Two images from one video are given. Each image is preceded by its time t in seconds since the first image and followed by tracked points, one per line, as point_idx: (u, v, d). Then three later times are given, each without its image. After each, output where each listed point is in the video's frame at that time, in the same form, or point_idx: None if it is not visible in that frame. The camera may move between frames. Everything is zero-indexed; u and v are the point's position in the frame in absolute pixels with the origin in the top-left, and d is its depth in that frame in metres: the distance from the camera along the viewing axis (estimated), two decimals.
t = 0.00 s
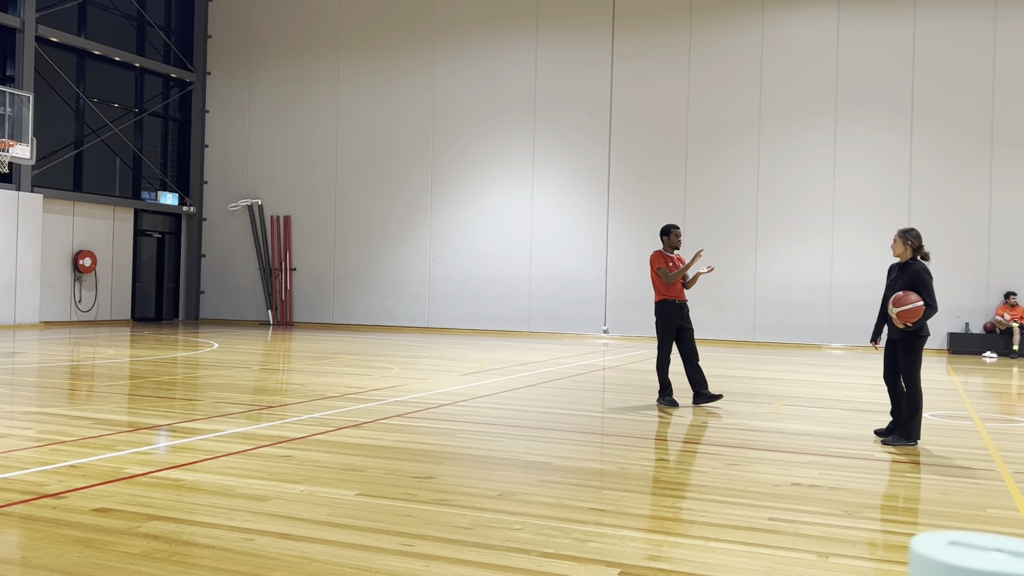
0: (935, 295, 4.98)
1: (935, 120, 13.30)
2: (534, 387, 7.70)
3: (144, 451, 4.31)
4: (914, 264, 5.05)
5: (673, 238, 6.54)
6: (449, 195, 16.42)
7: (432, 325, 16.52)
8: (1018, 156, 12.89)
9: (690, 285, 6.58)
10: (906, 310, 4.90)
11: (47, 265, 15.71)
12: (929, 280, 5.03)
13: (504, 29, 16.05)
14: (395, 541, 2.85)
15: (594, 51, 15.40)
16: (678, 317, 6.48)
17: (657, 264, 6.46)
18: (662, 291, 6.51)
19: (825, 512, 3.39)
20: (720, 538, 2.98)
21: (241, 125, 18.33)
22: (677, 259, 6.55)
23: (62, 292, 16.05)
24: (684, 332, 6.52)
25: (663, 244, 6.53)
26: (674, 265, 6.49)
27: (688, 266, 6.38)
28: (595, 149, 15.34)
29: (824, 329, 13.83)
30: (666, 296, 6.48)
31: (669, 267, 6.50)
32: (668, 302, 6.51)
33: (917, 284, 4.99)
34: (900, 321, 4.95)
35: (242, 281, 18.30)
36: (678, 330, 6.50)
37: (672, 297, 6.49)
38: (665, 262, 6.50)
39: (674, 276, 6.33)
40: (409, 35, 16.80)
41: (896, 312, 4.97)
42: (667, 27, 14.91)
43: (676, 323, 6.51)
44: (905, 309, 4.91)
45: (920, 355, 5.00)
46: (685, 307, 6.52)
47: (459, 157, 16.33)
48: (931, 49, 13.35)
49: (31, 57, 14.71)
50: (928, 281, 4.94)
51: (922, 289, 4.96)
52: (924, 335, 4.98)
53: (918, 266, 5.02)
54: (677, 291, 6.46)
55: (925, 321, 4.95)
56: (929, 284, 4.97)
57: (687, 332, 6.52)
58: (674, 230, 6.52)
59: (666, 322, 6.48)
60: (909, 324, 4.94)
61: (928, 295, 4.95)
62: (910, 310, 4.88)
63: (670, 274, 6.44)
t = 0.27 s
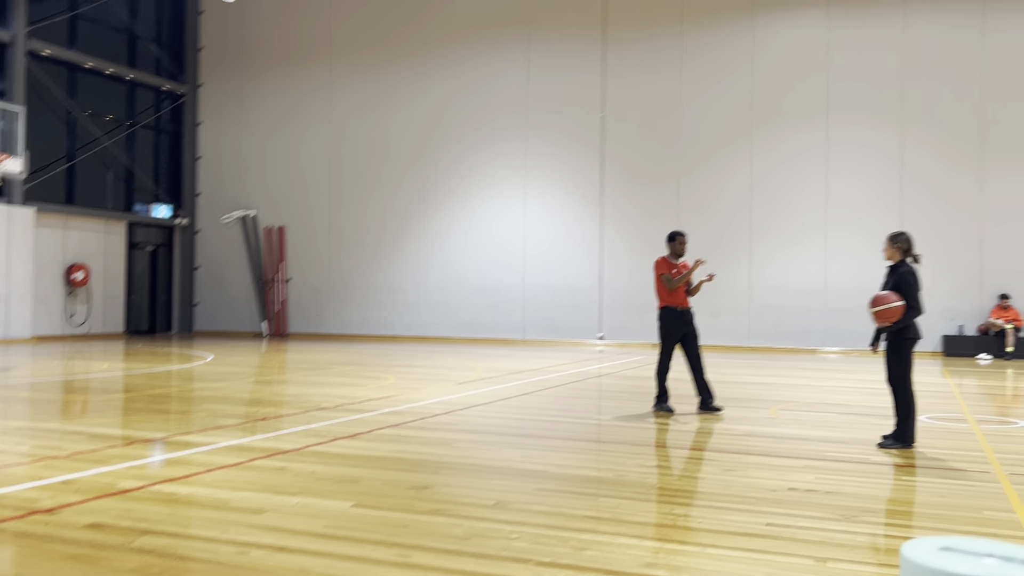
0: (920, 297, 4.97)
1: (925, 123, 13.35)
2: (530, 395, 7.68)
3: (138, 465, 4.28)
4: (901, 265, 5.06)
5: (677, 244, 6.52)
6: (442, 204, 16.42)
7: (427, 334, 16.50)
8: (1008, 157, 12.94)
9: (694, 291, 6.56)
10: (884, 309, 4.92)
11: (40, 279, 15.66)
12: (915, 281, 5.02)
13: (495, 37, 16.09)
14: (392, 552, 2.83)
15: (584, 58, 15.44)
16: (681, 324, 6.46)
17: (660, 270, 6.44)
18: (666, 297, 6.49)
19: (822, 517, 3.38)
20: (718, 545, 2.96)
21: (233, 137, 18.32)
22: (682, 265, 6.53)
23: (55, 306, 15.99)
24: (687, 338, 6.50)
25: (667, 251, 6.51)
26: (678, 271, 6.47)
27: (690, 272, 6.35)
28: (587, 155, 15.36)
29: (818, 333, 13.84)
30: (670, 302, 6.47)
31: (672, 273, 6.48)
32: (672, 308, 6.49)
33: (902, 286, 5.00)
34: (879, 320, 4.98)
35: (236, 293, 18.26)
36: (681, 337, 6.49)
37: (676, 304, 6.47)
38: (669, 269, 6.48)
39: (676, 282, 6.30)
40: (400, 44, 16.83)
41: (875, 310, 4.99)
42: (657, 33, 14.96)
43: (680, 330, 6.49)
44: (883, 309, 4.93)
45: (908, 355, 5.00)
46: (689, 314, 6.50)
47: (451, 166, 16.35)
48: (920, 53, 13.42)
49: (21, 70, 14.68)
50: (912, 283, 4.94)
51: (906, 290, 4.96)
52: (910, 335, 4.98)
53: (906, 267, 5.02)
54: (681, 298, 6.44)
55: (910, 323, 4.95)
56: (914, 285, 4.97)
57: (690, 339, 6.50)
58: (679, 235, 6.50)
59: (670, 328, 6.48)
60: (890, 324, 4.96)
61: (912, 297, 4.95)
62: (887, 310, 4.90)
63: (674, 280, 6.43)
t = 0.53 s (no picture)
0: (912, 295, 4.96)
1: (919, 122, 13.38)
2: (530, 400, 7.67)
3: (137, 476, 4.27)
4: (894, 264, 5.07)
5: (692, 246, 6.52)
6: (439, 210, 16.42)
7: (426, 341, 16.48)
8: (1004, 155, 12.96)
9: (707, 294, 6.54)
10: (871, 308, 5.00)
11: (37, 291, 15.64)
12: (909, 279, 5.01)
13: (489, 43, 16.11)
14: (393, 559, 2.82)
15: (579, 63, 15.46)
16: (693, 326, 6.46)
17: (673, 271, 6.44)
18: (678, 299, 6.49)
19: (824, 516, 3.37)
20: (721, 546, 2.96)
21: (229, 146, 18.32)
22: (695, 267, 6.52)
23: (53, 319, 15.95)
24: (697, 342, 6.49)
25: (681, 253, 6.51)
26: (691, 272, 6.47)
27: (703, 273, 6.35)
28: (583, 159, 15.37)
29: (817, 333, 13.84)
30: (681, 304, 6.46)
31: (685, 275, 6.48)
32: (683, 310, 6.47)
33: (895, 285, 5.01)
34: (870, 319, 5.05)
35: (234, 302, 18.25)
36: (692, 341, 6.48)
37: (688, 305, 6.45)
38: (682, 270, 6.48)
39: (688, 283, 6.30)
40: (395, 52, 16.86)
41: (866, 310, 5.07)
42: (651, 37, 14.99)
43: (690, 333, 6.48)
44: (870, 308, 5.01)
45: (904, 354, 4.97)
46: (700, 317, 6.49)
47: (447, 172, 16.35)
48: (914, 52, 13.45)
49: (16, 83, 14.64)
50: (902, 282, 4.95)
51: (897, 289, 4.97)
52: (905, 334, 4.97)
53: (899, 266, 5.03)
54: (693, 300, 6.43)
55: (903, 321, 4.95)
56: (906, 284, 4.97)
57: (701, 343, 6.49)
58: (694, 237, 6.50)
59: (681, 330, 6.46)
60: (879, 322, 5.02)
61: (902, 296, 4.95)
62: (872, 308, 4.98)
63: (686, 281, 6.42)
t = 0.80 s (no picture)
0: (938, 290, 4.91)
1: (949, 115, 13.21)
2: (559, 401, 7.67)
3: (173, 481, 4.32)
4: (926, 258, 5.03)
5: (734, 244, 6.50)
6: (465, 213, 16.46)
7: (455, 343, 16.53)
8: None
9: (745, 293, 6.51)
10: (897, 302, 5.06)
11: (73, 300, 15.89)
12: (939, 272, 4.96)
13: (512, 45, 16.14)
14: (428, 560, 2.83)
15: (603, 63, 15.45)
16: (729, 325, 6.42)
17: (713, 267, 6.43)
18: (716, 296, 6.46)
19: (861, 514, 3.34)
20: (756, 546, 2.93)
21: (257, 154, 18.51)
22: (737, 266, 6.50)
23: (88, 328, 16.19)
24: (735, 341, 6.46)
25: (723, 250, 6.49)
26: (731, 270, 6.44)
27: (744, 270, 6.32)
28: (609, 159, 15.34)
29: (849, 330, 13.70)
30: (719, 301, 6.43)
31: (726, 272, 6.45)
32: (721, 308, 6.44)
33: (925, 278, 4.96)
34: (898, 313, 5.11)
35: (265, 309, 18.43)
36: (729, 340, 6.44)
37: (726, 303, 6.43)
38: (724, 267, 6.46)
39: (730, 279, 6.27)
40: (418, 56, 16.93)
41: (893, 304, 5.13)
42: (675, 35, 14.93)
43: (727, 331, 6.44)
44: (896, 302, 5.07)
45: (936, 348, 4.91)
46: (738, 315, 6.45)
47: (473, 174, 16.39)
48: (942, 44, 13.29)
49: (49, 98, 14.87)
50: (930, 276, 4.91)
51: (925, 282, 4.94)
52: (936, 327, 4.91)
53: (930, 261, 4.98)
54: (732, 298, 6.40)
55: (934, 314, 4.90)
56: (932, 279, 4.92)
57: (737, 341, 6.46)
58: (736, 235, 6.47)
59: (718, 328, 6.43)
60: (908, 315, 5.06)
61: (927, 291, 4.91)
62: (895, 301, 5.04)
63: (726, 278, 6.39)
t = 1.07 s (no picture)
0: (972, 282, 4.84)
1: (982, 103, 12.99)
2: (590, 399, 7.66)
3: (209, 484, 4.38)
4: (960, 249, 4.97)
5: (768, 239, 6.45)
6: (493, 214, 16.46)
7: (484, 344, 16.55)
8: None
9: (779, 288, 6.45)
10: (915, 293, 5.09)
11: (107, 307, 16.13)
12: (972, 264, 4.89)
13: (536, 45, 16.12)
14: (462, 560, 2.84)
15: (628, 60, 15.38)
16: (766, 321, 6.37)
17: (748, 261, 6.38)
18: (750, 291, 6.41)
19: (899, 509, 3.30)
20: (792, 542, 2.91)
21: (285, 160, 18.66)
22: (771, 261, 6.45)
23: (123, 334, 16.43)
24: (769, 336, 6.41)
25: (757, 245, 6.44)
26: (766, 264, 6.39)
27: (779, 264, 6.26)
28: (636, 157, 15.27)
29: (883, 323, 13.53)
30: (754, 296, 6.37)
31: (760, 267, 6.40)
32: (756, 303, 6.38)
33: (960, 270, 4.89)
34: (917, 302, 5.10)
35: (295, 312, 18.58)
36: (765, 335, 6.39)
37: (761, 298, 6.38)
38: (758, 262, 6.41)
39: (765, 272, 6.22)
40: (443, 57, 16.97)
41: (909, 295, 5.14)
42: (700, 30, 14.83)
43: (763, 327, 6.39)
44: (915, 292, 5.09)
45: (971, 340, 4.83)
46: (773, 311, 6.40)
47: (499, 174, 16.40)
48: (974, 31, 13.07)
49: (81, 108, 15.09)
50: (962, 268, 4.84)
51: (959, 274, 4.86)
52: (970, 320, 4.84)
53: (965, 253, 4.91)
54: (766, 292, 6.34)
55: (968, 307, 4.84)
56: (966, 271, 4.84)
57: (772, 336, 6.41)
58: (771, 230, 6.43)
59: (753, 323, 6.38)
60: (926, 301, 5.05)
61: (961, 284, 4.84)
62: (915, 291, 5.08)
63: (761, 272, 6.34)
